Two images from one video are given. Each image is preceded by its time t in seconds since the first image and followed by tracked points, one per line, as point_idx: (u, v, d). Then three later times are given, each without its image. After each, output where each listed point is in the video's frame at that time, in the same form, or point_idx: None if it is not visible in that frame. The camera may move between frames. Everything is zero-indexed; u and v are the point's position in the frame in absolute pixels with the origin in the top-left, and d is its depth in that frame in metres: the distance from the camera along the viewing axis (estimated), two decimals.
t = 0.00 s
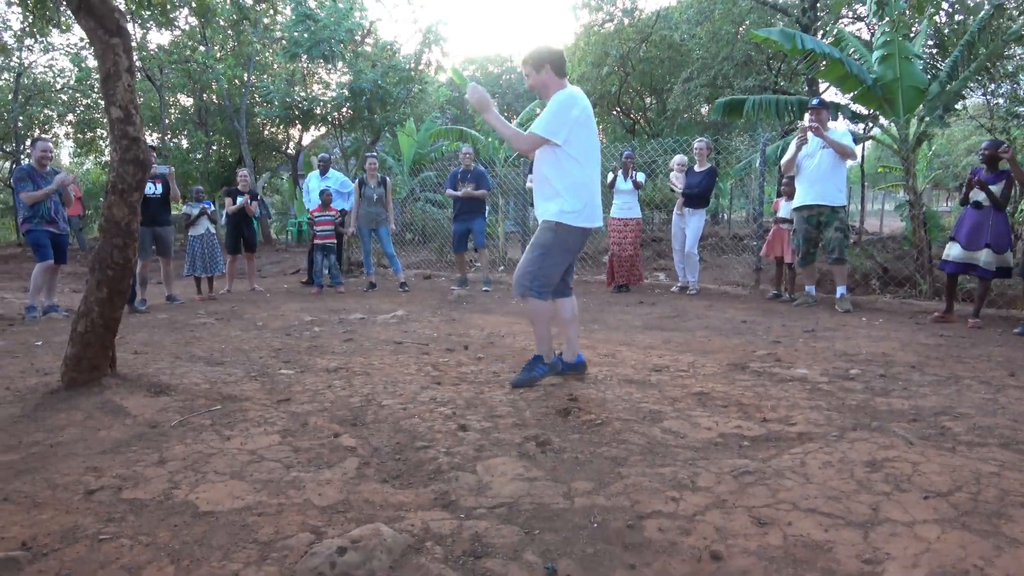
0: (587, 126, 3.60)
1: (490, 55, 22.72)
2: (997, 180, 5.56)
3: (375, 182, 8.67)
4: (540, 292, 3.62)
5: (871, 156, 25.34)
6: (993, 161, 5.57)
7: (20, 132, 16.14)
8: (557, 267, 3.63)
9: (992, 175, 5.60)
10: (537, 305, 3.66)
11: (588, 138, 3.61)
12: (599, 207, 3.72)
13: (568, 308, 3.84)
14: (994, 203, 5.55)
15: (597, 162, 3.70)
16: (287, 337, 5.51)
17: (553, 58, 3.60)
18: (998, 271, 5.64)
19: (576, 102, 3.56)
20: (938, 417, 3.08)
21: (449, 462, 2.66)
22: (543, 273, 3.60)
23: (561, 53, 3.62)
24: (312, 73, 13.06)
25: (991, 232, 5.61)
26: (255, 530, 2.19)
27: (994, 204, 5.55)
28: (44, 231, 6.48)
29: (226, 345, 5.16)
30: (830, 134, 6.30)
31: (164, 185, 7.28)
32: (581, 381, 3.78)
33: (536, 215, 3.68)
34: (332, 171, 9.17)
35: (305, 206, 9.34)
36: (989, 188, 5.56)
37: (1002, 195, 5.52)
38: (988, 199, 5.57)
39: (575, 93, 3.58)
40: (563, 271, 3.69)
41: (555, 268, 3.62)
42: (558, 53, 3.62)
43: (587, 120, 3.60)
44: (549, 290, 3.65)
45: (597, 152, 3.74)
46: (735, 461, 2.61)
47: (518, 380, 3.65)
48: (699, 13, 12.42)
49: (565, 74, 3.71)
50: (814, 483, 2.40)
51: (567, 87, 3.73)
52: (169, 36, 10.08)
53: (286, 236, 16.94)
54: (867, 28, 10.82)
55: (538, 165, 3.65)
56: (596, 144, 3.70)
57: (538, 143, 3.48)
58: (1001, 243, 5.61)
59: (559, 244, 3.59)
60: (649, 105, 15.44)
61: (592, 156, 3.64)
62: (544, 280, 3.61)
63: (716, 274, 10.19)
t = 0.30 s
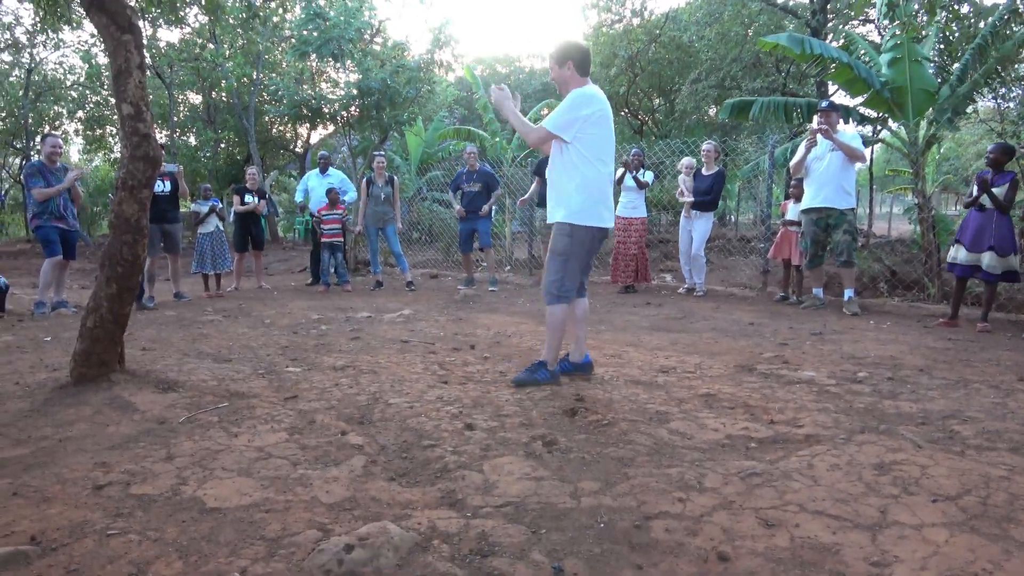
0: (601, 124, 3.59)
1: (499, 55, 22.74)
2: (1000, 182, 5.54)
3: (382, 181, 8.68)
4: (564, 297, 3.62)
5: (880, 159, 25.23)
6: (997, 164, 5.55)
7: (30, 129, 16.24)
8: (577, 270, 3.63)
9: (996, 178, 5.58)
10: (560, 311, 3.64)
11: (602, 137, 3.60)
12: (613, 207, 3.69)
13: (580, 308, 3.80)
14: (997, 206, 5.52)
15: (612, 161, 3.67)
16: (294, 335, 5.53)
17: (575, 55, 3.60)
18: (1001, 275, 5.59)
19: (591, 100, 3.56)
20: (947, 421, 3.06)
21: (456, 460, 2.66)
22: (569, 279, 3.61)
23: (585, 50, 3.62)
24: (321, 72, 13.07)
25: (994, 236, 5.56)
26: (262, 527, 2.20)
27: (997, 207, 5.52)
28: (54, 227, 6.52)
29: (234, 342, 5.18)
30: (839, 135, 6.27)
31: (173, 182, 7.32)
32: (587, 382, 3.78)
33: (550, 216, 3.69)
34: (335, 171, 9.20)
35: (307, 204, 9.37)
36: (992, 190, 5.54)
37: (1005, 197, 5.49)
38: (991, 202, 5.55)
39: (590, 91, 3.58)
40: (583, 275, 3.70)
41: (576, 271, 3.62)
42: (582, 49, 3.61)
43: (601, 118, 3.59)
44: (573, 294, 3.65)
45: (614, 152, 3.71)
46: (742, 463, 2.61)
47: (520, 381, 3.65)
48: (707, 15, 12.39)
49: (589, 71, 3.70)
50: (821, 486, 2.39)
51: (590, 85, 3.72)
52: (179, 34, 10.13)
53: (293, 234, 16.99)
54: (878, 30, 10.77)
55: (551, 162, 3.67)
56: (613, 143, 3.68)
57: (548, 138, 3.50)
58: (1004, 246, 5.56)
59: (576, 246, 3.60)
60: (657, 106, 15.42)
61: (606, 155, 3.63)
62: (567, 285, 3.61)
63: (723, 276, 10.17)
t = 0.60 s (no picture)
0: (608, 125, 3.59)
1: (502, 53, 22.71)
2: (1000, 181, 5.51)
3: (386, 178, 8.66)
4: (553, 288, 3.61)
5: (884, 159, 25.25)
6: (998, 163, 5.51)
7: (34, 125, 16.29)
8: (570, 264, 3.61)
9: (996, 178, 5.56)
10: (552, 301, 3.62)
11: (609, 138, 3.60)
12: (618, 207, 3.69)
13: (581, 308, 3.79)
14: (997, 206, 5.50)
15: (618, 162, 3.67)
16: (296, 331, 5.54)
17: (582, 55, 3.62)
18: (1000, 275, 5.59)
19: (598, 101, 3.56)
20: (949, 421, 3.06)
21: (457, 456, 2.67)
22: (556, 270, 3.59)
23: (592, 49, 3.63)
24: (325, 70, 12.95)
25: (994, 236, 5.56)
26: (263, 520, 2.21)
27: (997, 207, 5.50)
28: (58, 222, 6.53)
29: (236, 338, 5.19)
30: (842, 135, 6.28)
31: (177, 178, 7.33)
32: (589, 379, 3.78)
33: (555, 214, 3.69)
34: (332, 166, 9.14)
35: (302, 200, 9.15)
36: (992, 190, 5.52)
37: (1005, 198, 5.47)
38: (991, 202, 5.53)
39: (597, 92, 3.57)
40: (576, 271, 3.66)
41: (567, 265, 3.60)
42: (590, 49, 3.62)
43: (608, 120, 3.59)
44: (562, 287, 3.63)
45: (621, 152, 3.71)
46: (743, 460, 2.61)
47: (537, 374, 3.74)
48: (711, 14, 12.33)
49: (596, 71, 3.71)
50: (822, 484, 2.39)
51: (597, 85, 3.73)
52: (183, 30, 10.14)
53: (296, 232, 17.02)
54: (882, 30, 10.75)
55: (558, 162, 3.67)
56: (619, 144, 3.68)
57: (558, 140, 3.50)
58: (1004, 246, 5.55)
59: (572, 242, 3.59)
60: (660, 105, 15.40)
61: (613, 156, 3.63)
62: (556, 276, 3.59)
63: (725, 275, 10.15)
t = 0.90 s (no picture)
0: (612, 118, 3.52)
1: (503, 53, 22.71)
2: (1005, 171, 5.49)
3: (389, 180, 8.69)
4: (590, 294, 3.55)
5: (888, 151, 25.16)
6: (1002, 153, 5.51)
7: (37, 134, 16.37)
8: (598, 267, 3.58)
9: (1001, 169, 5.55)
10: (592, 308, 3.56)
11: (613, 131, 3.52)
12: (624, 203, 3.60)
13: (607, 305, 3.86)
14: (1003, 196, 5.49)
15: (625, 156, 3.59)
16: (303, 335, 5.55)
17: (592, 44, 3.58)
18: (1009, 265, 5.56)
19: (601, 92, 3.51)
20: (958, 414, 3.05)
21: (466, 459, 2.67)
22: (587, 276, 3.54)
23: (604, 38, 3.58)
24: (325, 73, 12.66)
25: (1001, 226, 5.54)
26: (274, 527, 2.21)
27: (1003, 197, 5.48)
28: (63, 231, 6.55)
29: (243, 343, 5.21)
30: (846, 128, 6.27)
31: (182, 185, 7.35)
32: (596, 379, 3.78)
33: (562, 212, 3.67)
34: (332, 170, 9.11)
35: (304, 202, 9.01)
36: (997, 180, 5.51)
37: (1010, 187, 5.46)
38: (996, 192, 5.51)
39: (601, 84, 3.52)
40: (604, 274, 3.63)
41: (596, 267, 3.56)
42: (602, 38, 3.58)
43: (613, 112, 3.51)
44: (599, 290, 3.59)
45: (630, 145, 3.62)
46: (753, 458, 2.60)
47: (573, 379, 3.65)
48: (711, 10, 12.25)
49: (610, 61, 3.65)
50: (833, 480, 2.39)
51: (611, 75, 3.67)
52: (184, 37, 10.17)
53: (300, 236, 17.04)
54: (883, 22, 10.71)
55: (565, 157, 3.67)
56: (628, 136, 3.59)
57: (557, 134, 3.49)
58: (1011, 236, 5.52)
59: (583, 244, 3.54)
60: (662, 101, 15.38)
61: (618, 150, 3.55)
62: (590, 281, 3.55)
63: (730, 270, 10.13)
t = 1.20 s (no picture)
0: (613, 117, 3.49)
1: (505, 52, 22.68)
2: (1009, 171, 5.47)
3: (390, 180, 8.70)
4: (594, 297, 3.53)
5: (891, 151, 25.11)
6: (1005, 152, 5.48)
7: (40, 134, 16.41)
8: (605, 267, 3.54)
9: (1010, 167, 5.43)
10: (597, 311, 3.55)
11: (615, 130, 3.49)
12: (634, 202, 3.53)
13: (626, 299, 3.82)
14: (1007, 196, 5.46)
15: (631, 154, 3.54)
16: (305, 335, 5.54)
17: (590, 46, 3.59)
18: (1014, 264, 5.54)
19: (600, 90, 3.49)
20: (962, 414, 3.03)
21: (468, 459, 2.66)
22: (589, 278, 3.52)
23: (603, 38, 3.59)
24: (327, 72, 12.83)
25: (1004, 225, 5.52)
26: (275, 527, 2.21)
27: (1007, 196, 5.45)
28: (66, 231, 6.56)
29: (245, 343, 5.21)
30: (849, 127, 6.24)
31: (185, 184, 7.35)
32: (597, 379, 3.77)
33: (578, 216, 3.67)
34: (333, 171, 9.12)
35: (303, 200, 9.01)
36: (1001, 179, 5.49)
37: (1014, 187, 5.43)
38: (1000, 191, 5.49)
39: (600, 84, 3.50)
40: (613, 274, 3.59)
41: (603, 269, 3.53)
42: (601, 38, 3.58)
43: (613, 110, 3.49)
44: (605, 291, 3.56)
45: (638, 142, 3.56)
46: (755, 458, 2.59)
47: (574, 377, 3.66)
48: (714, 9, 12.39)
49: (613, 60, 3.64)
50: (835, 480, 2.38)
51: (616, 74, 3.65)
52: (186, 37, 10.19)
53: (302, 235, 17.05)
54: (886, 20, 10.67)
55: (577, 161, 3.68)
56: (634, 133, 3.53)
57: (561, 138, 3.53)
58: (1015, 235, 5.50)
59: (592, 246, 3.52)
60: (664, 101, 15.36)
61: (622, 148, 3.51)
62: (595, 283, 3.52)
63: (733, 270, 10.11)
